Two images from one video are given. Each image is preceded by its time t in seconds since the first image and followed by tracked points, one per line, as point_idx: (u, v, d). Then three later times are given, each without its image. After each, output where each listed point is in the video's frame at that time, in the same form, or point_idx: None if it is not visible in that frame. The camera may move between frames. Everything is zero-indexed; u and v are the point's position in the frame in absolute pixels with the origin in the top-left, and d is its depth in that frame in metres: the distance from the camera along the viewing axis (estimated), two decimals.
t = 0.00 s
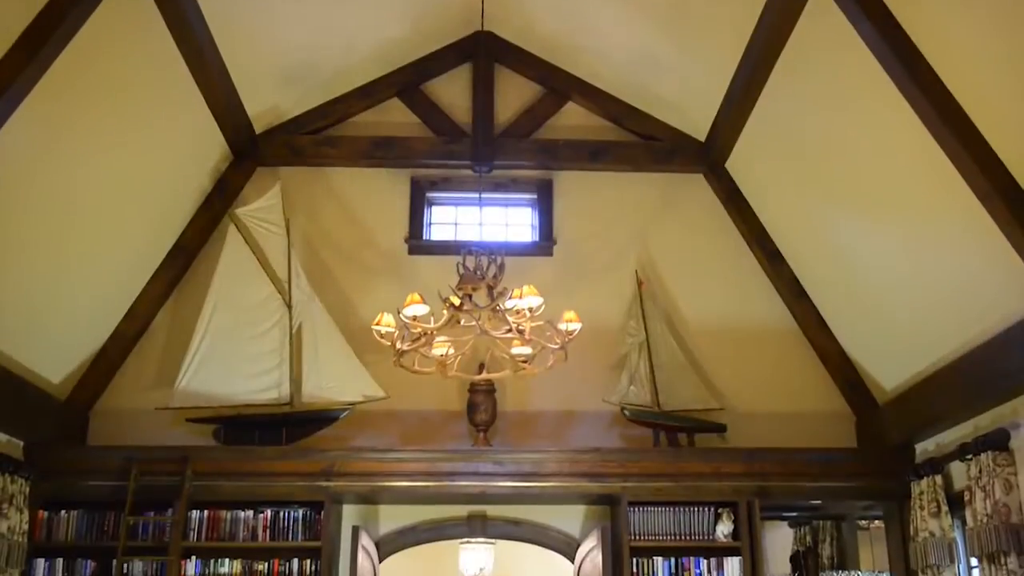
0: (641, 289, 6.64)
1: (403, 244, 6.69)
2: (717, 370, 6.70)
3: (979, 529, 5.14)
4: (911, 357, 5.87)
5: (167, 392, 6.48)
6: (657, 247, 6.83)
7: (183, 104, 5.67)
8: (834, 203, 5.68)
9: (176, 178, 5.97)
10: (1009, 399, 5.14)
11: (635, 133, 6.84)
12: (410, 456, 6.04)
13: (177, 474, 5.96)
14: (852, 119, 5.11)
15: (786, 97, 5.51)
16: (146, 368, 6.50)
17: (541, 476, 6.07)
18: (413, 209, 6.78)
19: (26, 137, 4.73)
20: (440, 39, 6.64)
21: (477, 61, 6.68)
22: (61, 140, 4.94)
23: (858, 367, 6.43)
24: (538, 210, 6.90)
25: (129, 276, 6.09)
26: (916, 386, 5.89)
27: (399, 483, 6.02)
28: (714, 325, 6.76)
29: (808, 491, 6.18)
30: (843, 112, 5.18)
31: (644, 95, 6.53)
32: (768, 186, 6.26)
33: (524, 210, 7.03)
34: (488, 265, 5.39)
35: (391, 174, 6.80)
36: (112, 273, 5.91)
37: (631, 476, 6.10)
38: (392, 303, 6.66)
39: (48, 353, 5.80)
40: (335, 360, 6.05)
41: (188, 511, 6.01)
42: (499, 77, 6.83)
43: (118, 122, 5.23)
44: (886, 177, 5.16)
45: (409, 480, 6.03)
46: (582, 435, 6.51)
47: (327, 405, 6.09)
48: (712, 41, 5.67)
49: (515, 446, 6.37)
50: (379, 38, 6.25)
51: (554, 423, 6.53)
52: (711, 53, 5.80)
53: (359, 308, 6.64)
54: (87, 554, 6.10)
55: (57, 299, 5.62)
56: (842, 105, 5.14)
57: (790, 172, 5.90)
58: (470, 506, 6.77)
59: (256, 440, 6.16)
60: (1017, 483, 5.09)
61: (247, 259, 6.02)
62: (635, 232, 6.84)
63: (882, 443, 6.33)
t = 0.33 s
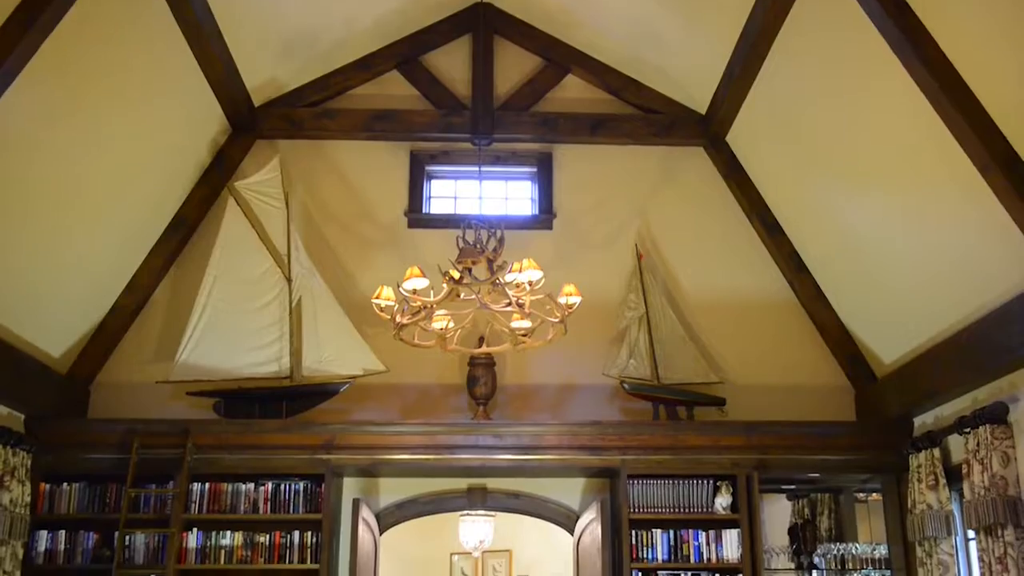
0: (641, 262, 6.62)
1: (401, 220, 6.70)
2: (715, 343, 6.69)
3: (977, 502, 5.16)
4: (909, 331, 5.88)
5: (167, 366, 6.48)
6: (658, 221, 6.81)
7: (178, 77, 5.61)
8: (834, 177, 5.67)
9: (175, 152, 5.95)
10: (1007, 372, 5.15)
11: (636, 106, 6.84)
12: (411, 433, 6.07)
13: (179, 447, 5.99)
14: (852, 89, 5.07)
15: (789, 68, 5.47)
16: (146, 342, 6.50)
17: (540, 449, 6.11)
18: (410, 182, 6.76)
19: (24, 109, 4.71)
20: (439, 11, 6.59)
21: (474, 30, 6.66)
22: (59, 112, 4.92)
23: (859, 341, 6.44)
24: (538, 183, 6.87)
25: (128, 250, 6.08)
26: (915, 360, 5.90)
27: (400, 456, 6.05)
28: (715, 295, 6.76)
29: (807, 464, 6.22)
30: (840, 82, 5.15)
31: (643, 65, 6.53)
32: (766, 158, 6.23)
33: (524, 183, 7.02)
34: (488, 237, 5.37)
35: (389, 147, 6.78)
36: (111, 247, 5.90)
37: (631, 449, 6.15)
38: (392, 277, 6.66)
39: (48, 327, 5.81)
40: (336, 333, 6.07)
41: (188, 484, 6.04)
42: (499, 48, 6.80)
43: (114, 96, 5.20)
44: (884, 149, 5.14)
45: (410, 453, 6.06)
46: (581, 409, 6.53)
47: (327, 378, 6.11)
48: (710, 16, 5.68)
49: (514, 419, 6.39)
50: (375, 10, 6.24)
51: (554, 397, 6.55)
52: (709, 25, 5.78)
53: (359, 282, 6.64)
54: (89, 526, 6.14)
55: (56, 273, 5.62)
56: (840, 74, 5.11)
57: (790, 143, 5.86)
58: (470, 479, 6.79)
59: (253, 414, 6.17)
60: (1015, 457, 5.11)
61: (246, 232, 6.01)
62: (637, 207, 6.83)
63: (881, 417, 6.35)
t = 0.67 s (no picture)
0: (641, 238, 6.62)
1: (401, 198, 6.68)
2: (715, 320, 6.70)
3: (974, 478, 5.18)
4: (909, 308, 5.88)
5: (167, 342, 6.49)
6: (658, 197, 6.79)
7: (176, 54, 5.57)
8: (835, 154, 5.65)
9: (174, 128, 5.93)
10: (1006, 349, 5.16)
11: (637, 82, 6.81)
12: (410, 409, 6.08)
13: (179, 423, 6.01)
14: (854, 65, 5.04)
15: (791, 44, 5.43)
16: (145, 319, 6.51)
17: (540, 425, 6.13)
18: (410, 158, 6.74)
19: (19, 84, 4.68)
20: None
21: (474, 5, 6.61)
22: (56, 89, 4.89)
23: (858, 318, 6.44)
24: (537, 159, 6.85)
25: (128, 227, 6.07)
26: (914, 337, 5.90)
27: (400, 432, 6.08)
28: (715, 271, 6.76)
29: (806, 440, 6.25)
30: (842, 58, 5.11)
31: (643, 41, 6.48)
32: (766, 135, 6.21)
33: (524, 159, 6.98)
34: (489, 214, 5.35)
35: (388, 124, 6.76)
36: (110, 224, 5.89)
37: (631, 426, 6.17)
38: (392, 254, 6.65)
39: (48, 303, 5.81)
40: (336, 309, 6.07)
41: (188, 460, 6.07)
42: (499, 23, 6.76)
43: (112, 72, 5.18)
44: (885, 125, 5.12)
45: (411, 430, 6.08)
46: (581, 385, 6.55)
47: (327, 355, 6.12)
48: None
49: (513, 396, 6.41)
50: None
51: (553, 373, 6.56)
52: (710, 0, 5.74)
53: (359, 259, 6.64)
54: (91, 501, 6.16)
55: (55, 250, 5.61)
56: (841, 50, 5.07)
57: (791, 119, 5.84)
58: (470, 455, 6.82)
59: (253, 390, 6.19)
60: (1014, 433, 5.13)
61: (246, 209, 5.99)
62: (638, 183, 6.81)
63: (881, 393, 6.36)
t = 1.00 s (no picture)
0: (641, 213, 6.60)
1: (400, 173, 6.67)
2: (715, 295, 6.70)
3: (973, 453, 5.20)
4: (908, 283, 5.88)
5: (167, 317, 6.50)
6: (658, 172, 6.77)
7: (174, 27, 5.54)
8: (835, 128, 5.63)
9: (174, 103, 5.90)
10: (1005, 323, 5.16)
11: (637, 56, 6.77)
12: (411, 383, 6.09)
13: (180, 398, 6.03)
14: (856, 38, 5.01)
15: (792, 16, 5.39)
16: (145, 294, 6.51)
17: (540, 399, 6.14)
18: (409, 133, 6.71)
19: (14, 58, 4.65)
20: None
21: None
22: (52, 63, 4.87)
23: (859, 293, 6.44)
24: (537, 133, 6.83)
25: (127, 201, 6.06)
26: (914, 311, 5.91)
27: (401, 406, 6.10)
28: (715, 246, 6.76)
29: (805, 414, 6.26)
30: (843, 31, 5.08)
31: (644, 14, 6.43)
32: (767, 110, 6.17)
33: (524, 134, 6.96)
34: (488, 188, 5.33)
35: (388, 98, 6.72)
36: (110, 199, 5.89)
37: (631, 400, 6.19)
38: (392, 229, 6.65)
39: (48, 278, 5.82)
40: (336, 284, 6.07)
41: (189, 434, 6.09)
42: None
43: (109, 46, 5.15)
44: (887, 98, 5.09)
45: (411, 404, 6.10)
46: (581, 360, 6.56)
47: (326, 330, 6.12)
48: None
49: (514, 370, 6.43)
50: None
51: (553, 347, 6.57)
52: None
53: (359, 234, 6.63)
54: (93, 475, 6.18)
55: (54, 225, 5.61)
56: (843, 22, 5.03)
57: (793, 93, 5.81)
58: (470, 430, 6.86)
59: (253, 364, 6.20)
60: (1012, 407, 5.14)
61: (245, 183, 5.98)
62: (638, 158, 6.79)
63: (881, 368, 6.37)
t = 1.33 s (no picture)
0: (641, 188, 6.58)
1: (400, 148, 6.65)
2: (715, 270, 6.70)
3: (972, 427, 5.21)
4: (909, 258, 5.88)
5: (168, 292, 6.50)
6: (659, 147, 6.75)
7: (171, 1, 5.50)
8: (836, 102, 5.61)
9: (173, 77, 5.88)
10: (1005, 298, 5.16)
11: (638, 30, 6.73)
12: (411, 358, 6.10)
13: (180, 371, 6.05)
14: (857, 11, 4.97)
15: None
16: (145, 268, 6.51)
17: (539, 374, 6.16)
18: (409, 108, 6.68)
19: (10, 33, 4.63)
20: None
21: None
22: (48, 38, 4.84)
23: (859, 268, 6.44)
24: (537, 108, 6.80)
25: (126, 176, 6.05)
26: (914, 286, 5.91)
27: (401, 381, 6.11)
28: (715, 221, 6.75)
29: (804, 389, 6.27)
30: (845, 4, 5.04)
31: None
32: (768, 85, 6.14)
33: (524, 108, 6.93)
34: (488, 163, 5.32)
35: (388, 72, 6.69)
36: (109, 174, 5.88)
37: (631, 374, 6.20)
38: (391, 204, 6.63)
39: (48, 253, 5.82)
40: (336, 259, 6.07)
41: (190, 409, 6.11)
42: None
43: (107, 20, 5.12)
44: (888, 73, 5.07)
45: (411, 378, 6.11)
46: (581, 335, 6.57)
47: (326, 305, 6.12)
48: None
49: (513, 345, 6.44)
50: None
51: (553, 323, 6.58)
52: None
53: (358, 208, 6.62)
54: (94, 450, 6.21)
55: (54, 200, 5.61)
56: None
57: (794, 67, 5.78)
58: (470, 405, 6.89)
59: (254, 339, 6.20)
60: (1011, 381, 5.15)
61: (244, 158, 5.97)
62: (638, 132, 6.76)
63: (880, 343, 6.38)
